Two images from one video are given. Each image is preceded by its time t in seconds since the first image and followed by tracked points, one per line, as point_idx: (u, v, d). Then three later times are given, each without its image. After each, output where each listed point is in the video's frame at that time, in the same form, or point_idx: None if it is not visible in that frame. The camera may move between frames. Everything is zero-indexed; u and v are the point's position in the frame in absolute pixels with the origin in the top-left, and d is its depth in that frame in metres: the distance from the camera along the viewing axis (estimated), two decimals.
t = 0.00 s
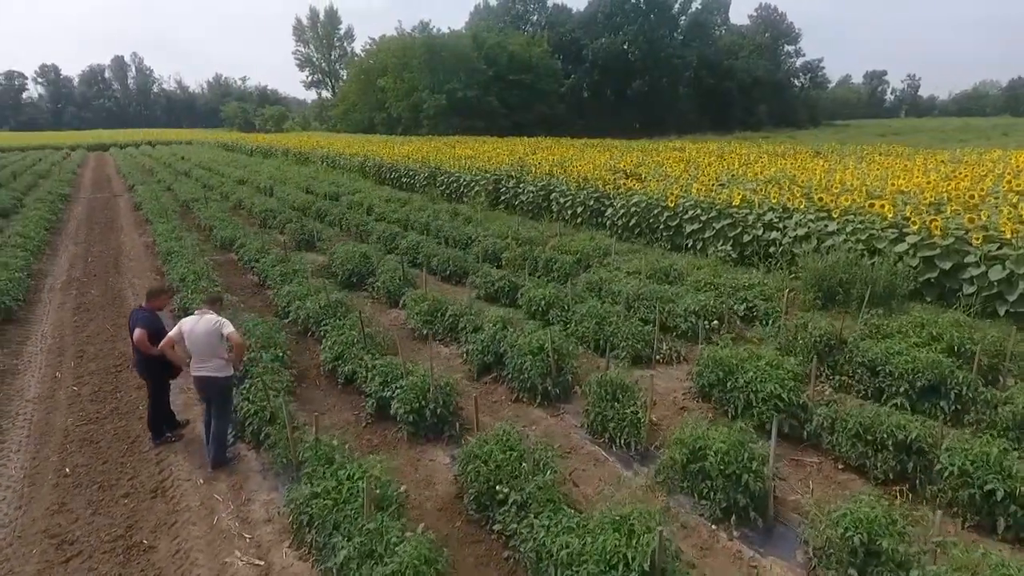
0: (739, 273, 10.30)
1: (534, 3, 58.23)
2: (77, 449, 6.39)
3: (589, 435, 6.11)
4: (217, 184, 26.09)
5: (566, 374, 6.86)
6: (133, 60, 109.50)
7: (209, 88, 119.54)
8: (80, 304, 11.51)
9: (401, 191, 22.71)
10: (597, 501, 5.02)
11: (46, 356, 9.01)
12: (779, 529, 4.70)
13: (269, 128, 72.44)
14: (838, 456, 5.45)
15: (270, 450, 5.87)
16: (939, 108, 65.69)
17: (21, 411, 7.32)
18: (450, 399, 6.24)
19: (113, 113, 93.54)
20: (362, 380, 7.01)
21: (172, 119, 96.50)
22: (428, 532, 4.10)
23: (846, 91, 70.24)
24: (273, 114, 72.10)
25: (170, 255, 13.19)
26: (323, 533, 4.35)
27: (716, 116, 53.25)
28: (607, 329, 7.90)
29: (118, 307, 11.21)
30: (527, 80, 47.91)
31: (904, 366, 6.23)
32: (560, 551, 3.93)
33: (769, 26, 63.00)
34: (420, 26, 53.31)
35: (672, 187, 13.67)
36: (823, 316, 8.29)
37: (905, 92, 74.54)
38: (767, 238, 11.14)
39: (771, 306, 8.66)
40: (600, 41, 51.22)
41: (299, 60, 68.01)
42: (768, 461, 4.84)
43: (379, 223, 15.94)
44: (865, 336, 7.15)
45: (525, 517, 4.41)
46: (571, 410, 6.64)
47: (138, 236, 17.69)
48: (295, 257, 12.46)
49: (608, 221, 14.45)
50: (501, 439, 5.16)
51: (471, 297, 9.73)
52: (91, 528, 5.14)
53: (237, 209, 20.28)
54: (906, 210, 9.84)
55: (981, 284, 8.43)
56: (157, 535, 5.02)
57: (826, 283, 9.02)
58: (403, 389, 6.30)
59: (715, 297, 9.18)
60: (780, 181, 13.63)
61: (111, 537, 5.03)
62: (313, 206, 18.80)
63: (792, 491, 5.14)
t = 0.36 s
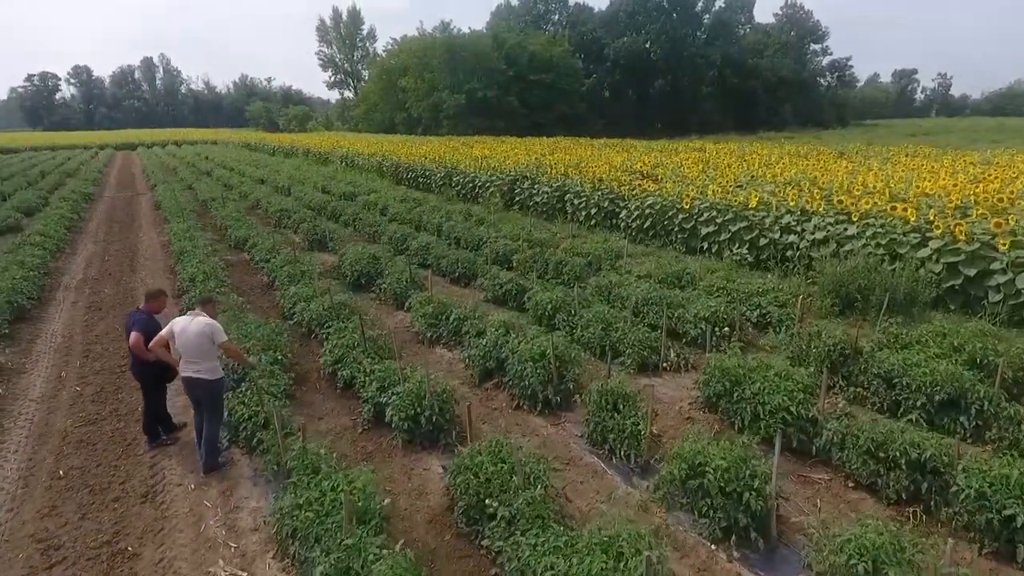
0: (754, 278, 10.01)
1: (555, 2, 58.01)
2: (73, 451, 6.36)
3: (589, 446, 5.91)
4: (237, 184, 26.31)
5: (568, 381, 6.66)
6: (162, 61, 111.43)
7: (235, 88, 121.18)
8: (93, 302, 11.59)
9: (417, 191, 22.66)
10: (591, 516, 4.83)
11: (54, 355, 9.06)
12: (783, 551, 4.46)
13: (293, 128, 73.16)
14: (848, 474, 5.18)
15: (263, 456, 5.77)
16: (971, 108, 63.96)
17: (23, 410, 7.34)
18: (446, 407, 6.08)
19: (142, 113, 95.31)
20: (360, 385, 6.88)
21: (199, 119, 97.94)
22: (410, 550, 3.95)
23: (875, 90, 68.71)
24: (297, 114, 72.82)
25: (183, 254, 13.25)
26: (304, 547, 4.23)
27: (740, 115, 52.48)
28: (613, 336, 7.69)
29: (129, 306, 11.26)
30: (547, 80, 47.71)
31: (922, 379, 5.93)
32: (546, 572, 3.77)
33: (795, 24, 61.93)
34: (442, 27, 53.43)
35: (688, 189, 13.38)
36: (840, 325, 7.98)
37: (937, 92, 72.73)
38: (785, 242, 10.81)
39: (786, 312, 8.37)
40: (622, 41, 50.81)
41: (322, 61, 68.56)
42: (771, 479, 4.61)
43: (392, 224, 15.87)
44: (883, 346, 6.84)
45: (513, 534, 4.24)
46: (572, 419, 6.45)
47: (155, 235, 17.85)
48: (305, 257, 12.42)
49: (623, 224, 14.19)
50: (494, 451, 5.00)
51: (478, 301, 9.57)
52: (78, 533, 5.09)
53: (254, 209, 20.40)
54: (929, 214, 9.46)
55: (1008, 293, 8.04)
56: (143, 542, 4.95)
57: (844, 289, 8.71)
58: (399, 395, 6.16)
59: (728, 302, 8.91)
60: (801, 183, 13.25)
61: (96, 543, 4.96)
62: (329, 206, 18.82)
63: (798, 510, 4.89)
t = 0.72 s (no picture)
0: (770, 283, 9.70)
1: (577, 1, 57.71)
2: (69, 453, 6.32)
3: (587, 458, 5.70)
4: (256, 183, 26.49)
5: (570, 390, 6.46)
6: (190, 62, 113.23)
7: (261, 88, 122.63)
8: (105, 301, 11.66)
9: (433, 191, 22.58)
10: (585, 534, 4.62)
11: (61, 354, 9.09)
12: None
13: (316, 128, 73.80)
14: (859, 494, 4.92)
15: (254, 463, 5.66)
16: (1005, 108, 62.24)
17: (25, 410, 7.33)
18: (441, 415, 5.91)
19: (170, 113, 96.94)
20: (358, 390, 6.75)
21: (225, 119, 99.32)
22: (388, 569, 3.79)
23: (904, 89, 67.18)
24: (320, 114, 73.41)
25: (196, 254, 13.30)
26: (284, 562, 4.09)
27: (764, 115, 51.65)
28: (619, 343, 7.47)
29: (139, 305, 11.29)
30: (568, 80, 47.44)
31: (942, 393, 5.62)
32: None
33: (822, 22, 60.81)
34: (463, 27, 53.44)
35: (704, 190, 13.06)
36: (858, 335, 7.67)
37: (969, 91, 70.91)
38: (803, 246, 10.47)
39: (801, 319, 8.07)
40: (644, 40, 50.33)
41: (345, 61, 69.03)
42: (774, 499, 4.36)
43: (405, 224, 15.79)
44: (900, 357, 6.53)
45: (499, 554, 4.05)
46: (573, 429, 6.25)
47: (173, 234, 17.99)
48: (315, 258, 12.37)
49: (638, 226, 13.92)
50: (486, 464, 4.83)
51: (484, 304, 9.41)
52: (64, 539, 5.02)
53: (271, 209, 20.49)
54: (955, 218, 9.07)
55: None
56: (127, 550, 4.86)
57: (863, 295, 8.45)
58: (394, 402, 6.01)
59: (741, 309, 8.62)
60: (822, 185, 12.87)
61: (80, 550, 4.88)
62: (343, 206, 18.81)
63: (804, 532, 4.64)
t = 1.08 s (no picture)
0: (790, 289, 9.37)
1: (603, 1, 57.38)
2: (70, 454, 6.30)
3: (589, 472, 5.48)
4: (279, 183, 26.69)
5: (574, 398, 6.26)
6: (221, 63, 115.10)
7: (289, 88, 124.14)
8: (122, 299, 11.74)
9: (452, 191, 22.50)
10: (582, 553, 4.41)
11: (73, 352, 9.14)
12: None
13: (342, 128, 74.41)
14: (875, 518, 4.63)
15: (249, 470, 5.56)
16: None
17: (31, 410, 7.35)
18: (440, 423, 5.74)
19: (201, 113, 98.70)
20: (358, 395, 6.61)
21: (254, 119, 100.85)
22: None
23: (939, 89, 65.43)
24: (345, 114, 74.06)
25: (212, 253, 13.36)
26: None
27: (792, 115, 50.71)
28: (629, 350, 7.24)
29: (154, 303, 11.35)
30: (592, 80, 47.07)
31: (968, 410, 5.30)
32: None
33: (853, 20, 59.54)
34: (488, 27, 53.41)
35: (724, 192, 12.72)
36: (881, 346, 7.34)
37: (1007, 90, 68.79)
38: (826, 250, 10.10)
39: (820, 327, 7.75)
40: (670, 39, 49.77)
41: (370, 62, 69.54)
42: (780, 523, 4.10)
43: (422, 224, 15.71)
44: (925, 370, 6.21)
45: None
46: (577, 439, 6.03)
47: (193, 233, 18.15)
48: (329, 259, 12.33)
49: (656, 227, 13.62)
50: (481, 478, 4.65)
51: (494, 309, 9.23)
52: (55, 543, 4.96)
53: (290, 208, 20.59)
54: (987, 222, 8.66)
55: None
56: (115, 557, 4.79)
57: (888, 303, 8.10)
58: (392, 408, 5.87)
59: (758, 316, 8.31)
60: (848, 187, 12.45)
61: (69, 555, 4.82)
62: (362, 206, 18.81)
63: (813, 558, 4.38)
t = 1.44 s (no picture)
0: (810, 295, 9.04)
1: None
2: (69, 455, 6.28)
3: (590, 486, 5.28)
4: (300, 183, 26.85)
5: (578, 408, 6.05)
6: (249, 64, 116.68)
7: (316, 88, 125.36)
8: (136, 298, 11.81)
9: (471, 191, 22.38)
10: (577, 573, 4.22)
11: (84, 351, 9.18)
12: None
13: (366, 127, 74.85)
14: (891, 543, 4.36)
15: (243, 476, 5.45)
16: None
17: (37, 409, 7.37)
18: (437, 432, 5.58)
19: (229, 113, 100.21)
20: (358, 401, 6.48)
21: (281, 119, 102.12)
22: None
23: (975, 87, 63.68)
24: (369, 114, 74.57)
25: (227, 253, 13.40)
26: None
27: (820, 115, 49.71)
28: (638, 358, 7.01)
29: (167, 302, 11.39)
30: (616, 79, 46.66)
31: (995, 430, 4.99)
32: None
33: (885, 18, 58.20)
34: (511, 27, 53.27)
35: (744, 194, 12.36)
36: (904, 357, 7.00)
37: None
38: (849, 256, 9.73)
39: (840, 336, 7.44)
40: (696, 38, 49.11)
41: (395, 62, 69.90)
42: (786, 549, 3.85)
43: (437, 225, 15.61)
44: (950, 385, 5.88)
45: None
46: (580, 451, 5.83)
47: (212, 232, 18.28)
48: (341, 260, 12.27)
49: (674, 230, 13.32)
50: (473, 492, 4.47)
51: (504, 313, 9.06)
52: (44, 549, 4.92)
53: (309, 208, 20.66)
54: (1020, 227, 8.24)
55: None
56: (102, 565, 4.72)
57: (913, 311, 7.74)
58: (390, 416, 5.72)
59: (775, 323, 8.01)
60: (873, 189, 12.02)
61: (57, 562, 4.76)
62: (379, 207, 18.78)
63: None
